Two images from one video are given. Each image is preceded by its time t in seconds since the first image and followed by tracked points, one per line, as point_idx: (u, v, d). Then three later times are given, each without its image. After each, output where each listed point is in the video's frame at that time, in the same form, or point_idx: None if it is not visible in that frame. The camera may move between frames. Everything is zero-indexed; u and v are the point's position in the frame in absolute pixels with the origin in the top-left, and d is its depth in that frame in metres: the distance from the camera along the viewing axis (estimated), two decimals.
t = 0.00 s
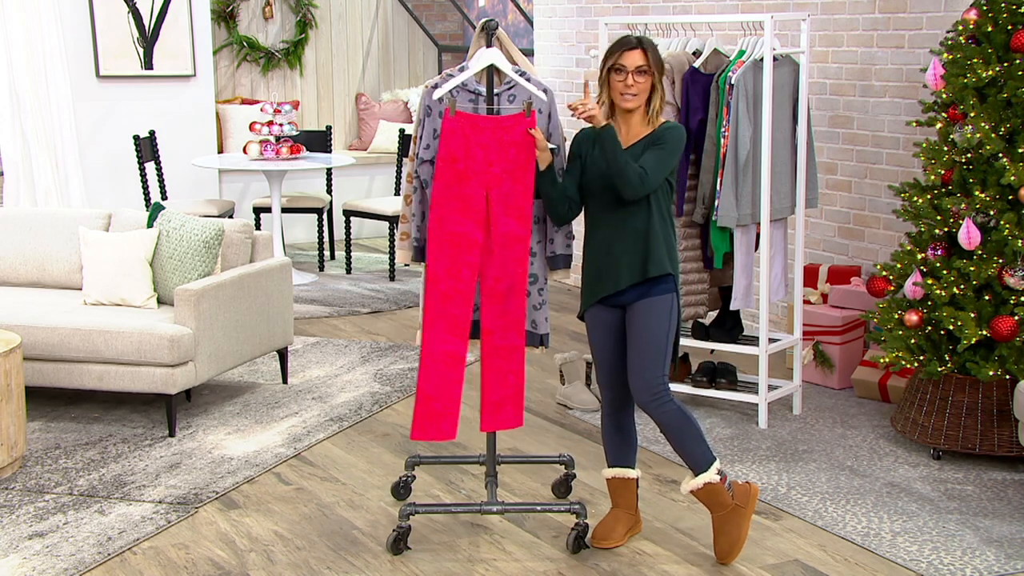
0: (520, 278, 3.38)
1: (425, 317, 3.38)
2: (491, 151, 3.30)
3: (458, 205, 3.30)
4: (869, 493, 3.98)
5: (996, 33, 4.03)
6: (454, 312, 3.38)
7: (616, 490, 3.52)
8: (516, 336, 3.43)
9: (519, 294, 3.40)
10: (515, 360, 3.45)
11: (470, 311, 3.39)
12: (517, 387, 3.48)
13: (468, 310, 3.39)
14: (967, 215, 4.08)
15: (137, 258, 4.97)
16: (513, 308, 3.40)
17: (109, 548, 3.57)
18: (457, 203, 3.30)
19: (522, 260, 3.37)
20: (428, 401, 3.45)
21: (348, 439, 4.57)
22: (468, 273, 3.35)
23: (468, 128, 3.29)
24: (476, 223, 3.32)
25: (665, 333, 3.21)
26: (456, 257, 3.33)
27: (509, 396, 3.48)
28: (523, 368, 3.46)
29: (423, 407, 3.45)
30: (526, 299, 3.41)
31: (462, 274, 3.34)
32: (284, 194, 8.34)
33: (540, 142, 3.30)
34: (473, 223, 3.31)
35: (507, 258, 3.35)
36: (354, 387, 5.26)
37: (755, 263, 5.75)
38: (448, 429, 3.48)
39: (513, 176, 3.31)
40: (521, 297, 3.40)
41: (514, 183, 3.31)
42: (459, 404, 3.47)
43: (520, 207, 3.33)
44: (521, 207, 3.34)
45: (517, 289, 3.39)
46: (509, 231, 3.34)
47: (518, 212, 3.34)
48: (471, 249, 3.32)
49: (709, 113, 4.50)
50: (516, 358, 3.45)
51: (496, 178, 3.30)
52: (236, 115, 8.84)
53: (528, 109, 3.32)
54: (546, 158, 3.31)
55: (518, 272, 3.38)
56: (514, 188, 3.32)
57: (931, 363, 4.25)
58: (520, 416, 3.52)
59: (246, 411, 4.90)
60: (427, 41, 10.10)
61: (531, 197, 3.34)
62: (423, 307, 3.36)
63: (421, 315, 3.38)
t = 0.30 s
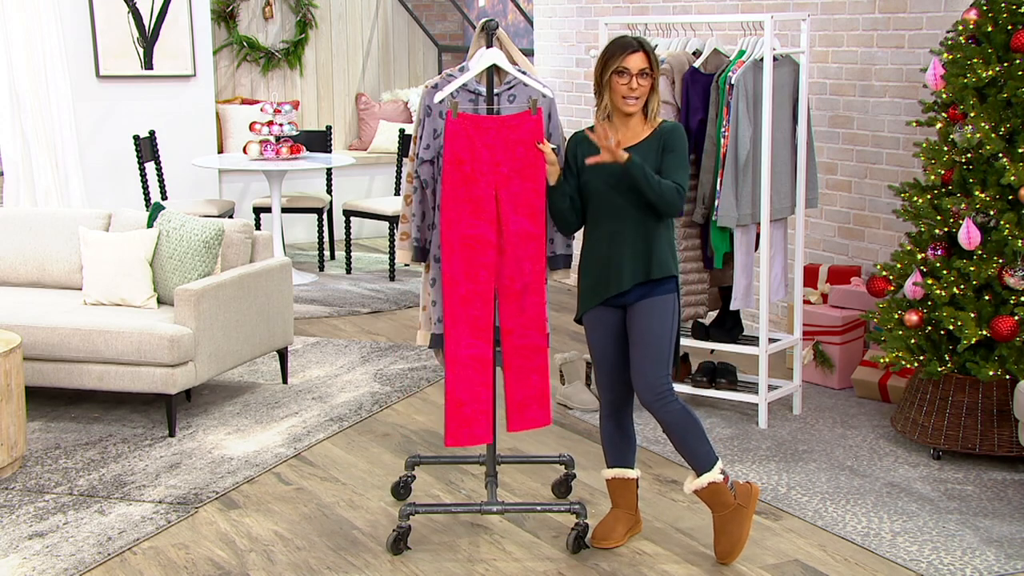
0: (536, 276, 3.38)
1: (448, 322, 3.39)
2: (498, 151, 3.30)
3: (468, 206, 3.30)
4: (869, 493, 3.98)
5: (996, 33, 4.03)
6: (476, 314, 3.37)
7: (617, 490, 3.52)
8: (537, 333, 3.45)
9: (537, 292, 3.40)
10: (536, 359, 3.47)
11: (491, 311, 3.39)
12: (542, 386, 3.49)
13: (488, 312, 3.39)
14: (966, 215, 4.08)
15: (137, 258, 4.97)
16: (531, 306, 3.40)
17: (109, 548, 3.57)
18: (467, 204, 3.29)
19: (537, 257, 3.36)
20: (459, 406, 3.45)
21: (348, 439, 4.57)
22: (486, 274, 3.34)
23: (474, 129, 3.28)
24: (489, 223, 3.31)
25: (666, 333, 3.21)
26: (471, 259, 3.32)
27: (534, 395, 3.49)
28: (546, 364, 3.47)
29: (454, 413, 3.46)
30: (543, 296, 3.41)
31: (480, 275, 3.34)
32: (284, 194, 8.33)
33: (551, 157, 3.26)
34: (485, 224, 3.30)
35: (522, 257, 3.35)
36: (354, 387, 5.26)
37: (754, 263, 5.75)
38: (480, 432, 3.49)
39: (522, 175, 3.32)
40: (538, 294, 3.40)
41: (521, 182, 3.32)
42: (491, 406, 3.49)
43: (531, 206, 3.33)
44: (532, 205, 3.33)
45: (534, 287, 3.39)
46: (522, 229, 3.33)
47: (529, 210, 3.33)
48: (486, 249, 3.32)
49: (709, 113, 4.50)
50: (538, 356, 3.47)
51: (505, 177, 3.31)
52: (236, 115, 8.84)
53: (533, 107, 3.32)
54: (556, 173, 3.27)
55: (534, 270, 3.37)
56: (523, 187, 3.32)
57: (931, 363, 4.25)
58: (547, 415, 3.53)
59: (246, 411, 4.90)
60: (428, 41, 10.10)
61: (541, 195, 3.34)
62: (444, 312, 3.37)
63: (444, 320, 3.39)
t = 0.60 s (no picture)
0: (541, 277, 3.37)
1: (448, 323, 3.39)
2: (499, 151, 3.30)
3: (467, 206, 3.29)
4: (869, 493, 3.98)
5: (996, 33, 4.03)
6: (476, 314, 3.38)
7: (616, 491, 3.52)
8: (545, 335, 3.43)
9: (542, 292, 3.38)
10: (544, 361, 3.45)
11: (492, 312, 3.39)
12: (552, 388, 3.48)
13: (490, 312, 3.39)
14: (966, 215, 4.08)
15: (137, 258, 4.97)
16: (536, 307, 3.39)
17: (109, 548, 3.57)
18: (467, 205, 3.29)
19: (542, 258, 3.36)
20: (459, 407, 3.45)
21: (348, 439, 4.57)
22: (487, 274, 3.34)
23: (475, 129, 3.28)
24: (490, 223, 3.31)
25: (666, 333, 3.21)
26: (472, 260, 3.33)
27: (544, 398, 3.48)
28: (555, 367, 3.46)
29: (454, 414, 3.46)
30: (549, 296, 3.39)
31: (481, 275, 3.34)
32: (283, 194, 8.33)
33: (551, 158, 3.28)
34: (487, 224, 3.30)
35: (526, 258, 3.34)
36: (354, 387, 5.26)
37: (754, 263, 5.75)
38: (482, 433, 3.48)
39: (524, 175, 3.30)
40: (544, 295, 3.39)
41: (523, 182, 3.30)
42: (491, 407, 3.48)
43: (534, 206, 3.31)
44: (535, 205, 3.31)
45: (540, 288, 3.38)
46: (524, 230, 3.32)
47: (532, 210, 3.31)
48: (487, 250, 3.32)
49: (709, 113, 4.50)
50: (546, 358, 3.45)
51: (506, 177, 3.29)
52: (236, 115, 8.84)
53: (533, 107, 3.31)
54: (556, 174, 3.29)
55: (539, 271, 3.37)
56: (525, 187, 3.30)
57: (931, 363, 4.25)
58: (559, 418, 3.51)
59: (246, 411, 4.90)
60: (428, 41, 10.10)
61: (544, 195, 3.31)
62: (445, 312, 3.37)
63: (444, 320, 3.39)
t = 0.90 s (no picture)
0: (538, 278, 3.38)
1: (441, 322, 3.39)
2: (497, 151, 3.29)
3: (465, 206, 3.29)
4: (869, 493, 3.98)
5: (996, 33, 4.03)
6: (471, 314, 3.38)
7: (616, 491, 3.52)
8: (541, 336, 3.44)
9: (539, 294, 3.39)
10: (540, 362, 3.45)
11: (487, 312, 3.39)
12: (547, 389, 3.49)
13: (483, 312, 3.39)
14: (967, 215, 4.08)
15: (137, 258, 4.97)
16: (533, 308, 3.40)
17: (109, 548, 3.57)
18: (464, 205, 3.29)
19: (539, 259, 3.36)
20: (450, 406, 3.45)
21: (348, 439, 4.57)
22: (482, 274, 3.35)
23: (473, 129, 3.28)
24: (487, 224, 3.31)
25: (667, 333, 3.21)
26: (468, 259, 3.33)
27: (539, 399, 3.48)
28: (551, 369, 3.47)
29: (446, 413, 3.46)
30: (545, 297, 3.40)
31: (477, 276, 3.34)
32: (284, 194, 8.33)
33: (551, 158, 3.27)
34: (484, 224, 3.31)
35: (523, 258, 3.35)
36: (354, 387, 5.26)
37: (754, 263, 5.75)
38: (473, 433, 3.49)
39: (522, 176, 3.30)
40: (540, 296, 3.39)
41: (522, 183, 3.30)
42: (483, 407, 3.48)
43: (532, 207, 3.32)
44: (533, 206, 3.32)
45: (536, 290, 3.38)
46: (522, 231, 3.33)
47: (530, 211, 3.32)
48: (484, 250, 3.32)
49: (709, 113, 4.50)
50: (542, 359, 3.46)
51: (504, 178, 3.30)
52: (236, 115, 8.84)
53: (533, 108, 3.30)
54: (556, 174, 3.29)
55: (536, 272, 3.37)
56: (524, 188, 3.31)
57: (931, 363, 4.25)
58: (553, 419, 3.52)
59: (246, 411, 4.90)
60: (427, 41, 10.10)
61: (543, 196, 3.32)
62: (439, 312, 3.37)
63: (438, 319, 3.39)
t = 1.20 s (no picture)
0: (534, 276, 3.38)
1: (438, 322, 3.39)
2: (494, 151, 3.29)
3: (462, 206, 3.29)
4: (869, 493, 3.98)
5: (996, 33, 4.03)
6: (467, 313, 3.38)
7: (617, 491, 3.52)
8: (535, 334, 3.44)
9: (534, 292, 3.40)
10: (534, 360, 3.46)
11: (483, 312, 3.39)
12: (540, 388, 3.49)
13: (480, 311, 3.39)
14: (966, 215, 4.08)
15: (137, 258, 4.97)
16: (528, 307, 3.40)
17: (109, 548, 3.57)
18: (462, 204, 3.29)
19: (535, 258, 3.37)
20: (446, 405, 3.46)
21: (348, 439, 4.57)
22: (479, 274, 3.35)
23: (471, 129, 3.28)
24: (483, 223, 3.31)
25: (667, 333, 3.21)
26: (465, 259, 3.33)
27: (532, 397, 3.48)
28: (544, 367, 3.47)
29: (442, 412, 3.46)
30: (540, 296, 3.41)
31: (473, 275, 3.34)
32: (284, 194, 8.33)
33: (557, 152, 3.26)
34: (481, 224, 3.31)
35: (519, 257, 3.35)
36: (354, 387, 5.26)
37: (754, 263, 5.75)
38: (469, 431, 3.49)
39: (519, 175, 3.31)
40: (535, 295, 3.40)
41: (518, 182, 3.31)
42: (479, 405, 3.49)
43: (528, 206, 3.33)
44: (529, 206, 3.33)
45: (531, 289, 3.39)
46: (519, 230, 3.33)
47: (526, 210, 3.33)
48: (480, 249, 3.32)
49: (709, 113, 4.50)
50: (536, 358, 3.46)
51: (501, 178, 3.30)
52: (236, 115, 8.84)
53: (531, 107, 3.30)
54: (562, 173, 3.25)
55: (532, 271, 3.38)
56: (521, 187, 3.31)
57: (931, 363, 4.25)
58: (546, 417, 3.52)
59: (246, 411, 4.90)
60: (427, 41, 10.10)
61: (540, 195, 3.33)
62: (435, 311, 3.37)
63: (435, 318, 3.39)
